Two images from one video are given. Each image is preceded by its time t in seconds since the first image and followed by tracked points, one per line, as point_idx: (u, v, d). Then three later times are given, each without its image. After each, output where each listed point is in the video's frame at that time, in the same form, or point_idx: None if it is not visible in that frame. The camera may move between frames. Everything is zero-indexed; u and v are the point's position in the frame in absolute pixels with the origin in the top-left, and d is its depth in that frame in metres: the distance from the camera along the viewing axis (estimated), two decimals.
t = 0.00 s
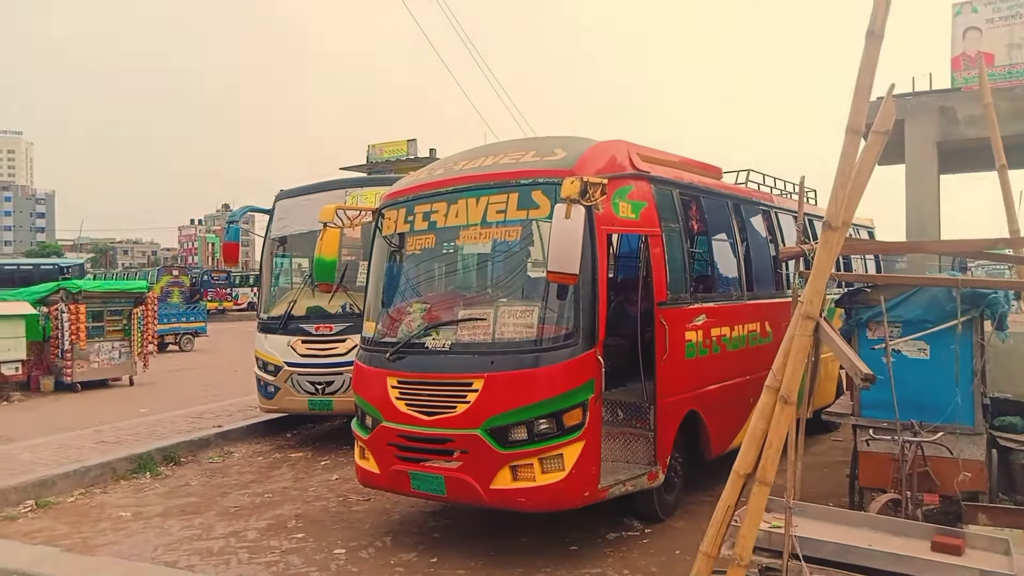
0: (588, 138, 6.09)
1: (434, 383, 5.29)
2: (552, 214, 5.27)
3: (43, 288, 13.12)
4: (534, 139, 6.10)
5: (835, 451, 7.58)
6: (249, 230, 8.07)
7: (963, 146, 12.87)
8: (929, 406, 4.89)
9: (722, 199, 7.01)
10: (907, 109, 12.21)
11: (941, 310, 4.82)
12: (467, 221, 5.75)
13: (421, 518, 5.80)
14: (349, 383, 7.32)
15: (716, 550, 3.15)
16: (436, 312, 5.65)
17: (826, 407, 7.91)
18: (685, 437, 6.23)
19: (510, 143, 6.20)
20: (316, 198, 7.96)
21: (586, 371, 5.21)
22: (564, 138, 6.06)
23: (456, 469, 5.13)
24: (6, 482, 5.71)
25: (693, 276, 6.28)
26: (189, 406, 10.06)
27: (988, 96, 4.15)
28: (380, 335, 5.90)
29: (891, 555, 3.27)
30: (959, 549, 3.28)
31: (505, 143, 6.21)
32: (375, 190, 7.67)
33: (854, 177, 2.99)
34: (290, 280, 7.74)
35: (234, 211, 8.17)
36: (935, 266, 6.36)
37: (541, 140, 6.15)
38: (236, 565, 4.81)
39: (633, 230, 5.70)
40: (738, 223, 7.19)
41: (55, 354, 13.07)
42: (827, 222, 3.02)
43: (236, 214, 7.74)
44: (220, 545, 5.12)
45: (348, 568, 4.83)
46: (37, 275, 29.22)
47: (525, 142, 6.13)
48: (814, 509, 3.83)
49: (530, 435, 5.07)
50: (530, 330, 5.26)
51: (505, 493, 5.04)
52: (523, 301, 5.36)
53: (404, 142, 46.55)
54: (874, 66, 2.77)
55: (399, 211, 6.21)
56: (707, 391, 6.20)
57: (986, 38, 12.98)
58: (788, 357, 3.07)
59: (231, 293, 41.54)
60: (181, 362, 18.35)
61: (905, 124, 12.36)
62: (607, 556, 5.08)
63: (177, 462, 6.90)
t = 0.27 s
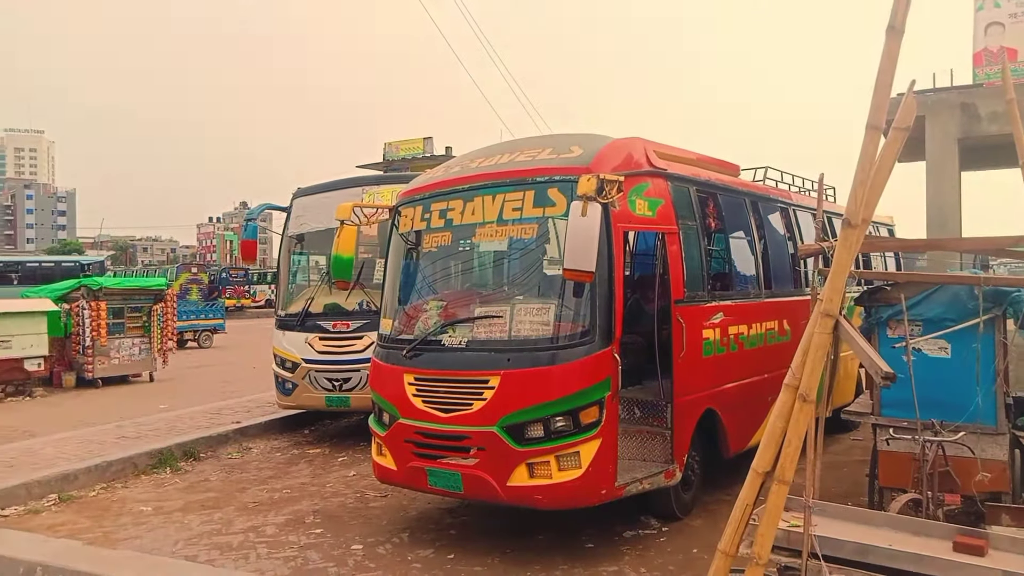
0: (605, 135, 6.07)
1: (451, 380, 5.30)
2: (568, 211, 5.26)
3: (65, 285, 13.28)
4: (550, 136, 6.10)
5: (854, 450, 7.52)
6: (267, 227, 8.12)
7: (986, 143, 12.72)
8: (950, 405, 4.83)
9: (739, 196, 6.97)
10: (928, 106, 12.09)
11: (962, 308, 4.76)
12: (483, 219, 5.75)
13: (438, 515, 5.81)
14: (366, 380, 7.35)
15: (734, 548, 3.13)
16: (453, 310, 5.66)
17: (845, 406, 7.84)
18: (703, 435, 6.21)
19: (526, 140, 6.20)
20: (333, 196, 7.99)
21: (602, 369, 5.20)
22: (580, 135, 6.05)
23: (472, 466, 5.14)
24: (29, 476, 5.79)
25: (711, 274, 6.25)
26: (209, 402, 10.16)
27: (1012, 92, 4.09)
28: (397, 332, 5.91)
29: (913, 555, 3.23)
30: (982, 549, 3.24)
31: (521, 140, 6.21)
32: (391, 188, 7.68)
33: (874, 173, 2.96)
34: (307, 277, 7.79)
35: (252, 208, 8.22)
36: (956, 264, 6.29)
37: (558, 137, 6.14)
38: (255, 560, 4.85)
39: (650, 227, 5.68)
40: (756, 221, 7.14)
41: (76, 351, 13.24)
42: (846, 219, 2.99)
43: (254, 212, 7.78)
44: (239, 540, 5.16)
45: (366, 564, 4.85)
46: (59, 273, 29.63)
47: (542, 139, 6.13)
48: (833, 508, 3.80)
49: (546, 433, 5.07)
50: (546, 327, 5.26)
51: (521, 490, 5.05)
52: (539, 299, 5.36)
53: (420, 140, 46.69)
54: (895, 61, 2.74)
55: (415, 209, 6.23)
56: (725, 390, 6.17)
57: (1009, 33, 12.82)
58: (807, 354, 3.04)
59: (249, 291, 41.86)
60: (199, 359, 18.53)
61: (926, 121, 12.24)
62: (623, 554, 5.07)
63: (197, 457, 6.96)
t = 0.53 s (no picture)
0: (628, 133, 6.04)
1: (474, 378, 5.31)
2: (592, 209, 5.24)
3: (94, 283, 13.51)
4: (573, 134, 6.08)
5: (882, 451, 7.42)
6: (292, 227, 8.18)
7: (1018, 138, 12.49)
8: (981, 406, 4.76)
9: (764, 194, 6.91)
10: (958, 101, 11.90)
11: (993, 307, 4.68)
12: (506, 217, 5.75)
13: (462, 513, 5.83)
14: (389, 377, 7.39)
15: (760, 549, 3.09)
16: (476, 308, 5.67)
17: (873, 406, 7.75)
18: (727, 435, 6.16)
19: (549, 138, 6.19)
20: (357, 195, 8.04)
21: (626, 368, 5.17)
22: (603, 133, 6.03)
23: (495, 464, 5.15)
24: (60, 471, 5.89)
25: (735, 272, 6.19)
26: (235, 400, 10.27)
27: None
28: (420, 330, 5.94)
29: (943, 557, 3.18)
30: (1014, 552, 3.18)
31: (544, 138, 6.20)
32: (415, 187, 7.70)
33: (903, 169, 2.90)
34: (331, 276, 7.84)
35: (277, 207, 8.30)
36: (987, 262, 6.18)
37: (581, 135, 6.12)
38: (281, 555, 4.89)
39: (674, 225, 5.65)
40: (781, 219, 7.08)
41: (105, 348, 13.46)
42: (875, 216, 2.95)
43: (279, 211, 7.84)
44: (265, 536, 5.22)
45: (389, 560, 4.88)
46: (89, 272, 30.19)
47: (565, 137, 6.11)
48: (861, 509, 3.76)
49: (569, 431, 5.06)
50: (569, 326, 5.25)
51: (544, 489, 5.04)
52: (562, 297, 5.35)
53: (442, 139, 46.87)
54: (925, 56, 2.70)
55: (438, 208, 6.24)
56: (750, 389, 6.11)
57: None
58: (835, 353, 3.01)
59: (273, 289, 42.29)
60: (226, 356, 18.75)
61: (955, 117, 12.05)
62: (647, 554, 5.04)
63: (223, 454, 7.04)
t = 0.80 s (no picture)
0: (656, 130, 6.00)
1: (502, 376, 5.31)
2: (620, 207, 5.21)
3: (129, 282, 13.76)
4: (601, 132, 6.06)
5: (917, 452, 7.29)
6: (321, 226, 8.26)
7: None
8: (1020, 406, 4.65)
9: (795, 191, 6.82)
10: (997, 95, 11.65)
11: None
12: (534, 216, 5.74)
13: (490, 511, 5.84)
14: (418, 375, 7.42)
15: (792, 549, 3.05)
16: (503, 306, 5.68)
17: (907, 406, 7.62)
18: (757, 434, 6.09)
19: (576, 136, 6.17)
20: (385, 194, 8.09)
21: (655, 366, 5.14)
22: (632, 130, 6.00)
23: (523, 462, 5.15)
24: (97, 466, 6.01)
25: (766, 270, 6.13)
26: (267, 397, 10.40)
27: None
28: (448, 328, 5.96)
29: (982, 560, 3.12)
30: None
31: (572, 136, 6.18)
32: (442, 185, 7.73)
33: (940, 164, 2.84)
34: (360, 274, 7.90)
35: (307, 206, 8.38)
36: None
37: (609, 133, 6.09)
38: (311, 551, 4.94)
39: (703, 223, 5.59)
40: (813, 216, 6.99)
41: (140, 346, 13.69)
42: (911, 212, 2.89)
43: (308, 210, 7.92)
44: (296, 532, 5.27)
45: (418, 557, 4.90)
46: (123, 271, 30.78)
47: (592, 135, 6.09)
48: (896, 510, 3.69)
49: (598, 430, 5.04)
50: (598, 324, 5.23)
51: (573, 488, 5.03)
52: (590, 295, 5.34)
53: (470, 139, 47.10)
54: (963, 48, 2.64)
55: (466, 206, 6.25)
56: (781, 388, 6.04)
57: None
58: (869, 352, 2.96)
59: (303, 288, 42.75)
60: (256, 354, 18.99)
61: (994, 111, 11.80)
62: (677, 553, 5.01)
63: (255, 450, 7.13)
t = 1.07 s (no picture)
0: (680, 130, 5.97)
1: (525, 377, 5.31)
2: (643, 208, 5.19)
3: (157, 283, 13.97)
4: (625, 133, 6.04)
5: (946, 455, 7.18)
6: (345, 227, 8.32)
7: None
8: None
9: (822, 191, 6.75)
10: None
11: None
12: (557, 217, 5.74)
13: (513, 511, 5.84)
14: (441, 376, 7.45)
15: (819, 554, 3.01)
16: (526, 308, 5.68)
17: (936, 409, 7.51)
18: (782, 437, 6.03)
19: (599, 137, 6.15)
20: (409, 195, 8.13)
21: (679, 368, 5.11)
22: (655, 131, 5.97)
23: (546, 464, 5.14)
24: (126, 465, 6.10)
25: (791, 271, 6.07)
26: (292, 397, 10.50)
27: None
28: (471, 329, 5.97)
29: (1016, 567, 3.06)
30: None
31: (594, 137, 6.17)
32: (465, 187, 7.76)
33: (971, 163, 2.79)
34: (384, 275, 7.95)
35: (331, 208, 8.45)
36: None
37: (632, 134, 6.07)
38: (336, 550, 4.98)
39: (728, 223, 5.56)
40: (840, 216, 6.91)
41: (167, 346, 13.89)
42: (941, 213, 2.85)
43: (332, 212, 7.98)
44: (320, 531, 5.31)
45: (441, 558, 4.91)
46: (151, 272, 31.25)
47: (616, 135, 6.08)
48: (926, 515, 3.63)
49: (621, 432, 5.02)
50: (621, 326, 5.21)
51: (596, 489, 5.01)
52: (613, 297, 5.32)
53: (492, 139, 47.18)
54: (994, 45, 2.60)
55: (489, 207, 6.27)
56: (806, 391, 5.98)
57: None
58: (898, 354, 2.92)
59: (327, 289, 43.10)
60: (281, 354, 19.17)
61: None
62: (701, 556, 4.98)
63: (280, 450, 7.19)
